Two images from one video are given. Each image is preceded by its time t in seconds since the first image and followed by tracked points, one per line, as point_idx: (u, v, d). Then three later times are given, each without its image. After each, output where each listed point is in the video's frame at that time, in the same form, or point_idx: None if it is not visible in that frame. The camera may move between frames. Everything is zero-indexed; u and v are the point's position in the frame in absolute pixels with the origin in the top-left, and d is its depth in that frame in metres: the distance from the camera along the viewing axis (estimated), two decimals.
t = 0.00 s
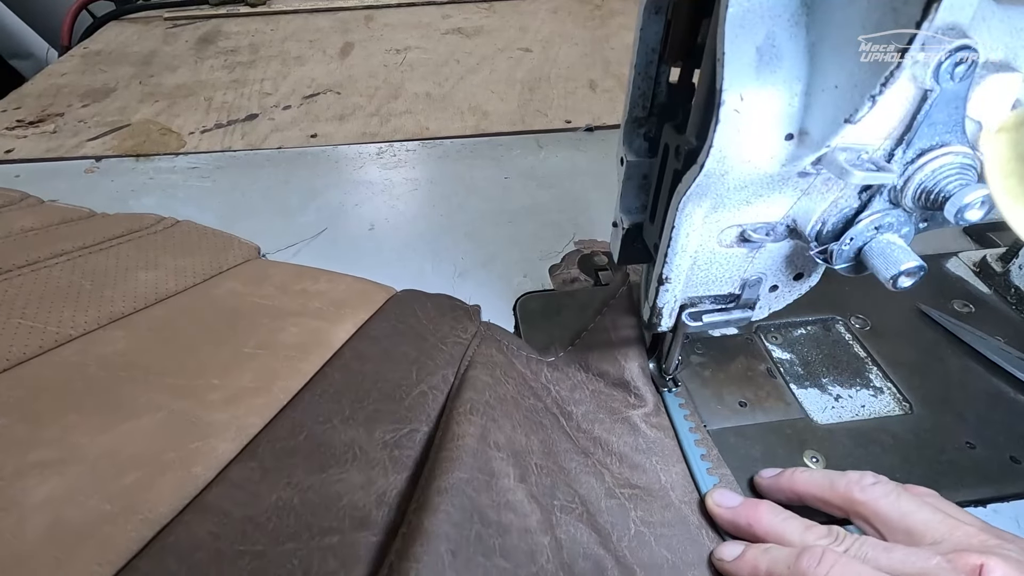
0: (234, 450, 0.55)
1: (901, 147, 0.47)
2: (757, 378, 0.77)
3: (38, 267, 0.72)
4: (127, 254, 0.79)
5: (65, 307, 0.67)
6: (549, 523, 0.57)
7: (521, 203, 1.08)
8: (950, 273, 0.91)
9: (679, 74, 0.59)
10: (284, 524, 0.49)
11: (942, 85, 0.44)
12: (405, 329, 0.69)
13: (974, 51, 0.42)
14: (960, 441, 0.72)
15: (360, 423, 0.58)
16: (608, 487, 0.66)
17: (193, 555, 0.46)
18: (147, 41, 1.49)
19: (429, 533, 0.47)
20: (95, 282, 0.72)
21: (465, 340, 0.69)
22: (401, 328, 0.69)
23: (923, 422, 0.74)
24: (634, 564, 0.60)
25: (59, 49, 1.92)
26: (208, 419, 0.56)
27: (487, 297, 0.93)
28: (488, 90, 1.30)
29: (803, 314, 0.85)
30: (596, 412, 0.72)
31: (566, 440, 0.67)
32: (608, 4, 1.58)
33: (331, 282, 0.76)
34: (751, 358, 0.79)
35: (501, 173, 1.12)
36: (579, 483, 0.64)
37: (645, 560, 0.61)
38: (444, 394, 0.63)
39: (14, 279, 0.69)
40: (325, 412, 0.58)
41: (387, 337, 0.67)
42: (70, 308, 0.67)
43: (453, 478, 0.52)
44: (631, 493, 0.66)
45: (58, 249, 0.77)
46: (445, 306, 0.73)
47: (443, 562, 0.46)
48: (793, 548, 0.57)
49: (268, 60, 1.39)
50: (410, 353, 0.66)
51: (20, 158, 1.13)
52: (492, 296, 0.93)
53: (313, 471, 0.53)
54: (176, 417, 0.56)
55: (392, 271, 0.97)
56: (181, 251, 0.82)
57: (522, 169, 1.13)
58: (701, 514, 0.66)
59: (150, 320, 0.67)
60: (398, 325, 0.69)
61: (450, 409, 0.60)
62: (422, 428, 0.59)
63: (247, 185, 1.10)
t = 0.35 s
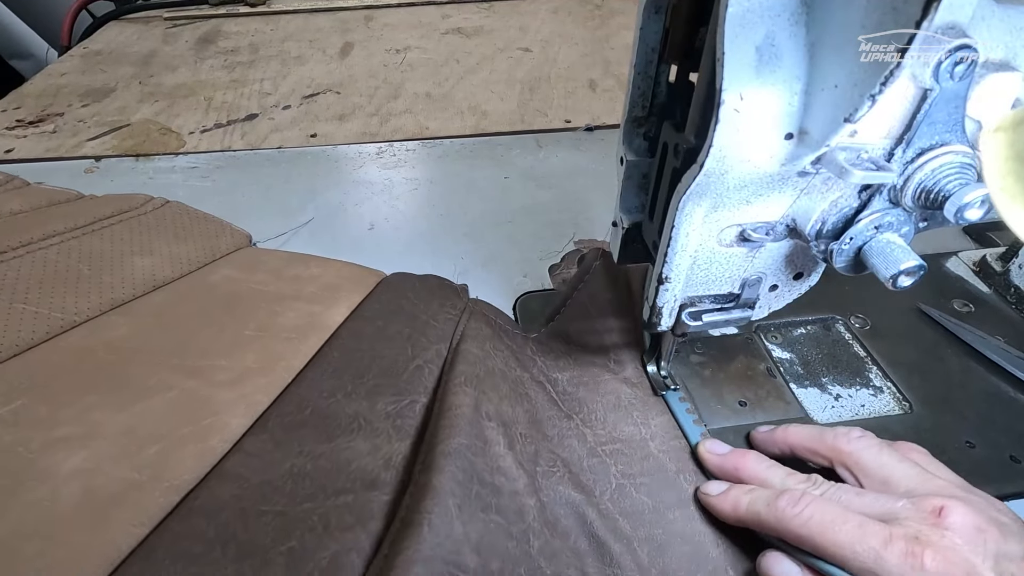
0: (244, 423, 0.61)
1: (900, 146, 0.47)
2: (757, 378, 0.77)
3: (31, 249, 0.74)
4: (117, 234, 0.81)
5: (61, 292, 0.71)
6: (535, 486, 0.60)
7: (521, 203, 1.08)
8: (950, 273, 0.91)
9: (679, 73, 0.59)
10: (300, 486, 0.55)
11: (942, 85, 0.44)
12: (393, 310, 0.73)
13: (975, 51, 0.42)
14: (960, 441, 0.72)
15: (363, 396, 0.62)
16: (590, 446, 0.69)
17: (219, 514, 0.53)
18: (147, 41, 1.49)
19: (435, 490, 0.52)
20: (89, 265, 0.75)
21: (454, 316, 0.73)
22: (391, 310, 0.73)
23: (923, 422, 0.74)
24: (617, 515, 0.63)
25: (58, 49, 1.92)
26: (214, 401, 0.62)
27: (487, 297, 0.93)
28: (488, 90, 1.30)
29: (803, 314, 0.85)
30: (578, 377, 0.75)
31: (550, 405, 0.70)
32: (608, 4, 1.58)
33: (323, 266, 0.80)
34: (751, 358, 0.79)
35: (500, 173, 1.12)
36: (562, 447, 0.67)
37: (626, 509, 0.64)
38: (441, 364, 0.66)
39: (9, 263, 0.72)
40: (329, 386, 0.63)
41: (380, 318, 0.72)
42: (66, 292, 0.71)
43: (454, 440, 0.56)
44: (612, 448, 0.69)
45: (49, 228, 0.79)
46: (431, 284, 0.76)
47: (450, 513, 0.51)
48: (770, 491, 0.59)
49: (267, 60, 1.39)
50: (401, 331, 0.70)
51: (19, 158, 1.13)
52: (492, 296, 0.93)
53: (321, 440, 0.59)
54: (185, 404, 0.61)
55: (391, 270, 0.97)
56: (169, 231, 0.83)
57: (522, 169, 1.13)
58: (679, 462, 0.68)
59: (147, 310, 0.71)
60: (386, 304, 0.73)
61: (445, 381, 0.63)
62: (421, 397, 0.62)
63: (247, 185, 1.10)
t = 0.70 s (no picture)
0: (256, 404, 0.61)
1: (900, 146, 0.47)
2: (757, 378, 0.77)
3: (37, 238, 0.74)
4: (122, 224, 0.81)
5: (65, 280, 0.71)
6: (532, 454, 0.61)
7: (521, 203, 1.08)
8: (950, 273, 0.91)
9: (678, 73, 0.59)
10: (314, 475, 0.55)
11: (942, 85, 0.44)
12: (398, 293, 0.74)
13: (975, 51, 0.42)
14: (960, 441, 0.72)
15: (368, 373, 0.63)
16: (583, 418, 0.70)
17: (240, 483, 0.54)
18: (147, 41, 1.49)
19: (440, 451, 0.53)
20: (93, 255, 0.75)
21: (451, 299, 0.73)
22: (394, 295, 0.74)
23: (923, 422, 0.74)
24: (608, 482, 0.65)
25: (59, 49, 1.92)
26: (224, 382, 0.62)
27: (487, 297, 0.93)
28: (488, 90, 1.30)
29: (803, 314, 0.85)
30: (571, 353, 0.76)
31: (545, 380, 0.72)
32: (608, 4, 1.58)
33: (322, 257, 0.80)
34: (751, 358, 0.79)
35: (501, 173, 1.12)
36: (558, 417, 0.68)
37: (618, 477, 0.66)
38: (441, 342, 0.67)
39: (14, 251, 0.72)
40: (335, 367, 0.64)
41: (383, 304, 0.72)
42: (70, 281, 0.71)
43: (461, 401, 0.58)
44: (605, 420, 0.71)
45: (55, 217, 0.79)
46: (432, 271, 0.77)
47: (455, 472, 0.53)
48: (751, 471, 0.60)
49: (267, 60, 1.40)
50: (404, 311, 0.71)
51: (19, 157, 1.13)
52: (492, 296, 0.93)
53: (331, 415, 0.59)
54: (192, 390, 0.61)
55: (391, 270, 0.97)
56: (172, 222, 0.83)
57: (522, 169, 1.13)
58: (669, 431, 0.70)
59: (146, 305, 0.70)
60: (392, 288, 0.74)
61: (446, 354, 0.64)
62: (424, 369, 0.64)
63: (248, 185, 1.10)
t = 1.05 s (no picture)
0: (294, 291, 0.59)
1: (901, 146, 0.47)
2: (757, 378, 0.77)
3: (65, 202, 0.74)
4: (154, 199, 0.80)
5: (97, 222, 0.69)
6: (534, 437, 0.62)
7: (520, 203, 1.08)
8: (950, 273, 0.91)
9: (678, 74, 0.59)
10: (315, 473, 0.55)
11: (943, 85, 0.44)
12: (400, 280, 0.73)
13: (975, 51, 0.42)
14: (960, 441, 0.72)
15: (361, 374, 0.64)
16: (582, 408, 0.70)
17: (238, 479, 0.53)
18: (147, 41, 1.49)
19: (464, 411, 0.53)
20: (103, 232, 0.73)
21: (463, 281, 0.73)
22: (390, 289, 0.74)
23: (923, 422, 0.73)
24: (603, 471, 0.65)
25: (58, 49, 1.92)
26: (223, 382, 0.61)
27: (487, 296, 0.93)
28: (488, 90, 1.30)
29: (803, 314, 0.85)
30: (574, 348, 0.76)
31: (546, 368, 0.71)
32: (608, 4, 1.58)
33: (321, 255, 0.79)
34: (751, 358, 0.79)
35: (500, 173, 1.12)
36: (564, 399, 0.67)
37: (612, 466, 0.66)
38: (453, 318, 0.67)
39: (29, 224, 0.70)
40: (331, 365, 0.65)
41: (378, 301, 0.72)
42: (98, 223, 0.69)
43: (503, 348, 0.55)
44: (602, 414, 0.70)
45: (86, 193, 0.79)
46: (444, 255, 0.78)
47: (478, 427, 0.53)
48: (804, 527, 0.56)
49: (267, 60, 1.39)
50: (429, 267, 0.67)
51: (19, 157, 1.13)
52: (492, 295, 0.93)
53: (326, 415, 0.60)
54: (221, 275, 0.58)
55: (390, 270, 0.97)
56: (203, 197, 0.82)
57: (522, 169, 1.13)
58: (666, 429, 0.71)
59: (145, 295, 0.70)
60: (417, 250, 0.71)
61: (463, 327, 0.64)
62: (458, 308, 0.61)
63: (247, 184, 1.10)
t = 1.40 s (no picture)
0: (297, 320, 0.66)
1: (901, 146, 0.47)
2: (757, 378, 0.77)
3: (52, 200, 0.74)
4: (135, 198, 0.81)
5: (80, 238, 0.70)
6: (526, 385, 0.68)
7: (520, 203, 1.08)
8: (950, 273, 0.91)
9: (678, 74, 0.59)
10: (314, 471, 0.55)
11: (943, 85, 0.44)
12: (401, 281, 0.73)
13: (975, 51, 0.42)
14: (960, 441, 0.72)
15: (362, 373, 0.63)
16: (568, 365, 0.75)
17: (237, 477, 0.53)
18: (147, 41, 1.49)
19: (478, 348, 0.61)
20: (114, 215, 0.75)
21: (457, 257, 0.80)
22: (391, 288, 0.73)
23: (923, 422, 0.73)
24: (590, 418, 0.71)
25: (59, 49, 1.92)
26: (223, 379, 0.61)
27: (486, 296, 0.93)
28: (488, 90, 1.30)
29: (803, 314, 0.85)
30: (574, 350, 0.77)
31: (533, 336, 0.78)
32: (608, 5, 1.58)
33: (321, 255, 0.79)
34: (751, 359, 0.79)
35: (500, 173, 1.13)
36: (545, 365, 0.74)
37: (599, 414, 0.72)
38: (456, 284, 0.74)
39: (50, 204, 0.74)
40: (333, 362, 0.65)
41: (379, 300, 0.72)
42: (85, 238, 0.71)
43: (493, 328, 0.64)
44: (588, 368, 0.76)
45: (66, 185, 0.78)
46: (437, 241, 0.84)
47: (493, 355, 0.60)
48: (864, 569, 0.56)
49: (268, 61, 1.40)
50: (420, 264, 0.76)
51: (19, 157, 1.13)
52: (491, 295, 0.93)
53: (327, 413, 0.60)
54: (228, 307, 0.64)
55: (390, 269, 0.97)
56: (191, 201, 0.84)
57: (522, 169, 1.13)
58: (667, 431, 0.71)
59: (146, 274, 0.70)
60: (408, 247, 0.80)
61: (467, 290, 0.72)
62: (448, 299, 0.71)
63: (247, 185, 1.10)
